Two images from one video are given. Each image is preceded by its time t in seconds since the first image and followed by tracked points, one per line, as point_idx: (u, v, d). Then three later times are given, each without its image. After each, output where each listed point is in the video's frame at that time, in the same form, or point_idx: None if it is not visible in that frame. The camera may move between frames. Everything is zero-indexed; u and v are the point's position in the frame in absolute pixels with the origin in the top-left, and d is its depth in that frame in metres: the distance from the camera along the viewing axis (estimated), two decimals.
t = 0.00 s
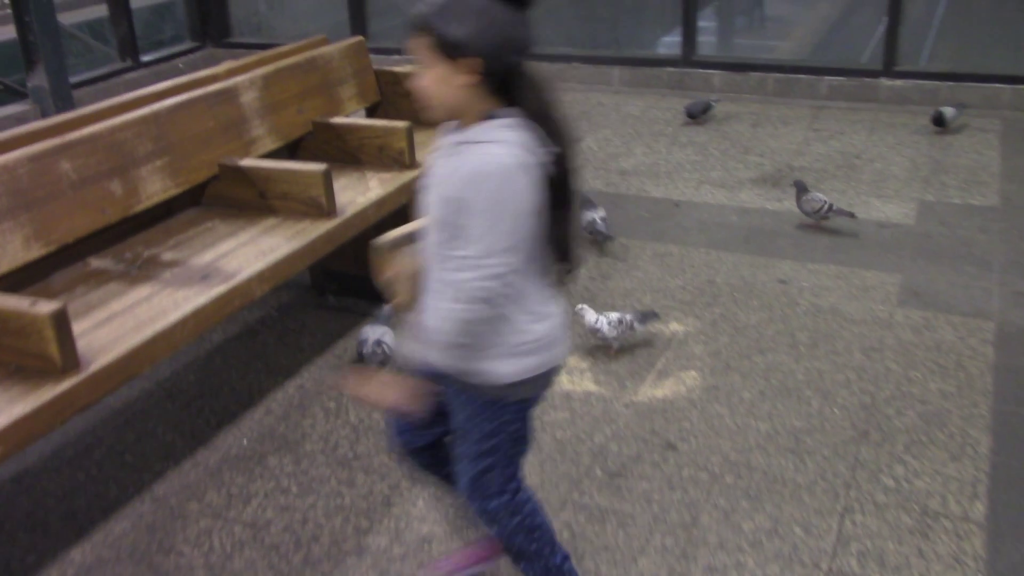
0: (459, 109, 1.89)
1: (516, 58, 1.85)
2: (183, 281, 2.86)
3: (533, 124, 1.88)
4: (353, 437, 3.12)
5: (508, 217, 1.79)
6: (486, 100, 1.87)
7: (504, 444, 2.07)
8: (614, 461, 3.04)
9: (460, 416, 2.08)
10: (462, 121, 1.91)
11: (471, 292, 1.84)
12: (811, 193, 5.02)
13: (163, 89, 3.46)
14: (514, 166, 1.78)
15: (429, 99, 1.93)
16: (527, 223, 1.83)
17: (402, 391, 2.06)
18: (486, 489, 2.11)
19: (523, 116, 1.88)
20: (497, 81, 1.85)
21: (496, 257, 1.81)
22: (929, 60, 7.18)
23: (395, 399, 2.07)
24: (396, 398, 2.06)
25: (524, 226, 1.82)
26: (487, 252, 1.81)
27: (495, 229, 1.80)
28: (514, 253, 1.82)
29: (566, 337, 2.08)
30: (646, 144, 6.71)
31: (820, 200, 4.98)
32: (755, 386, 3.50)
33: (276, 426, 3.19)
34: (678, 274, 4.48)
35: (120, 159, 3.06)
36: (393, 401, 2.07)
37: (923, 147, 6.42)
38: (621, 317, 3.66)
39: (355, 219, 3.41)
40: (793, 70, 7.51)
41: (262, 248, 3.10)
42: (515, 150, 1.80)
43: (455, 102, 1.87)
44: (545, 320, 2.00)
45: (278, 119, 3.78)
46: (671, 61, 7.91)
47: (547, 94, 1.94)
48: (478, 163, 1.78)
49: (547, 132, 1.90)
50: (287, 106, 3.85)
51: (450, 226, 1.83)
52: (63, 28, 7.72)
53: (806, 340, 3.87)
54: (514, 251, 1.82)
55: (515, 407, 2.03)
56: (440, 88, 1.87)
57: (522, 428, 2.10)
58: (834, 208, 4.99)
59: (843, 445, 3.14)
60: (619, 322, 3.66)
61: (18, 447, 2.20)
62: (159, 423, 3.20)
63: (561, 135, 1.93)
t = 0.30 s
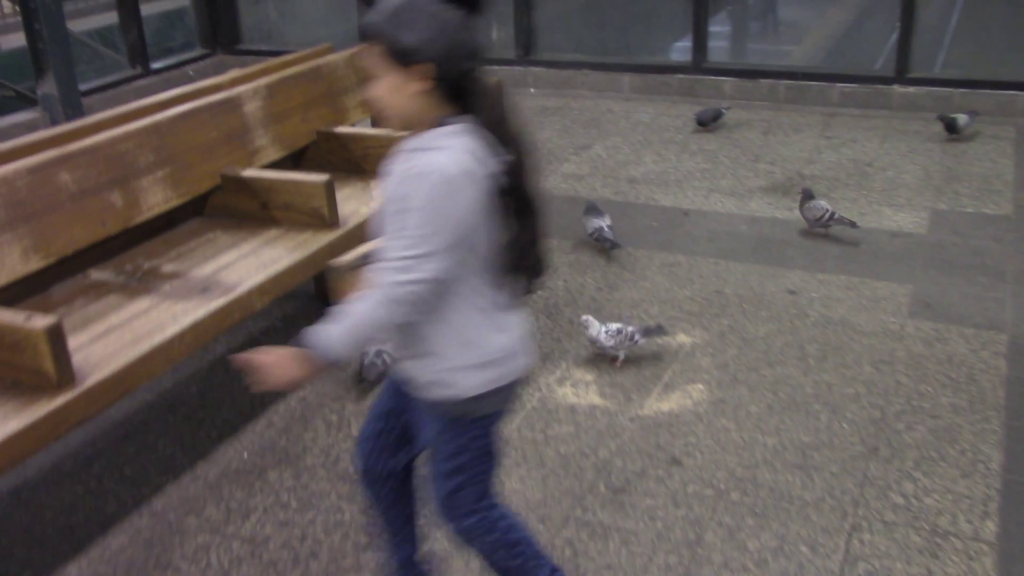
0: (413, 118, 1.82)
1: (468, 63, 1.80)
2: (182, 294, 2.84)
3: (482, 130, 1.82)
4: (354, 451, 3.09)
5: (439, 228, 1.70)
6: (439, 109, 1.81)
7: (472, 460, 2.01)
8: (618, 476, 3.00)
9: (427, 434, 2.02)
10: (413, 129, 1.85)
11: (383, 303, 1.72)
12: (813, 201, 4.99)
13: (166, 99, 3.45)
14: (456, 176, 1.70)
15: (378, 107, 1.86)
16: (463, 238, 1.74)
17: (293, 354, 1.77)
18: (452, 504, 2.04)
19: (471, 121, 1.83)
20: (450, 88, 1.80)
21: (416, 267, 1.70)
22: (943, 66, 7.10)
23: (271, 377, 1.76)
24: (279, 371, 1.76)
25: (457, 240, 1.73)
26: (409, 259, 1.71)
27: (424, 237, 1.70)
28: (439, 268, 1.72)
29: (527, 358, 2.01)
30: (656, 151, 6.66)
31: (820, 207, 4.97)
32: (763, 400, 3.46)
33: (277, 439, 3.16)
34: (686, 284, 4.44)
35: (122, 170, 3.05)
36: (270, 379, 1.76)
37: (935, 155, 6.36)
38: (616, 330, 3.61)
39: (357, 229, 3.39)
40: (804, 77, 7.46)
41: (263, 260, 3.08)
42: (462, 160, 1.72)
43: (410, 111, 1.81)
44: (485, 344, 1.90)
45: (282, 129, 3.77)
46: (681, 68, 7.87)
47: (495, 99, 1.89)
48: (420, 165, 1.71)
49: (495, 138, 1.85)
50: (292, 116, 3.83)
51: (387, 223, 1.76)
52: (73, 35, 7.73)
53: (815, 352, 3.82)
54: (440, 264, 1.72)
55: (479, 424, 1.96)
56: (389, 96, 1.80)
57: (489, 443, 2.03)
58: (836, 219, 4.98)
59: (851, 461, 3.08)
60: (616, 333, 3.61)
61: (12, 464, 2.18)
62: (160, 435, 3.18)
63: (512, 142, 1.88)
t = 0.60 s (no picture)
0: (367, 136, 1.79)
1: (421, 77, 1.77)
2: (179, 303, 2.82)
3: (435, 146, 1.79)
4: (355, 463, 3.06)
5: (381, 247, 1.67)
6: (395, 125, 1.77)
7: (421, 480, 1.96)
8: (620, 489, 2.95)
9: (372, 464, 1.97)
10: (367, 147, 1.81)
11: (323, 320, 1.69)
12: (813, 207, 4.96)
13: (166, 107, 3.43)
14: (401, 195, 1.66)
15: (331, 125, 1.82)
16: (407, 260, 1.70)
17: (243, 386, 1.74)
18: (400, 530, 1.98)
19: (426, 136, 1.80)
20: (405, 104, 1.77)
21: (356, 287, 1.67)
22: (956, 70, 7.02)
23: (223, 413, 1.74)
24: (231, 405, 1.74)
25: (401, 263, 1.69)
26: (351, 279, 1.68)
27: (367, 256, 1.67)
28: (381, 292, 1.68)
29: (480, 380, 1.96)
30: (664, 156, 6.62)
31: (821, 214, 4.93)
32: (769, 410, 3.41)
33: (276, 449, 3.13)
34: (692, 292, 4.40)
35: (121, 178, 3.03)
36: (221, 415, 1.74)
37: (946, 160, 6.30)
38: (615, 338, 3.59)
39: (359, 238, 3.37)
40: (814, 81, 7.41)
41: (262, 269, 3.05)
42: (412, 180, 1.69)
43: (366, 128, 1.77)
44: (434, 368, 1.86)
45: (283, 136, 3.76)
46: (690, 72, 7.82)
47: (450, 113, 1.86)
48: (369, 180, 1.68)
49: (450, 153, 1.80)
50: (294, 122, 3.81)
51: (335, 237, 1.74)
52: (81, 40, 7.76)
53: (822, 362, 3.77)
54: (382, 286, 1.68)
55: (425, 446, 1.92)
56: (343, 114, 1.77)
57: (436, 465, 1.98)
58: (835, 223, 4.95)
59: (858, 474, 3.03)
60: (614, 340, 3.59)
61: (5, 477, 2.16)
62: (158, 445, 3.15)
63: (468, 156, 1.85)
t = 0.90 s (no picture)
0: (321, 153, 1.75)
1: (373, 91, 1.73)
2: (176, 312, 2.81)
3: (390, 164, 1.74)
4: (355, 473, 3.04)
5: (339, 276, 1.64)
6: (351, 141, 1.74)
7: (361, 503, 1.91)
8: (623, 499, 2.91)
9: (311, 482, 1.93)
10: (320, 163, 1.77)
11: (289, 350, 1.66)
12: (813, 209, 4.97)
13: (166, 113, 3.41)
14: (353, 220, 1.63)
15: (286, 142, 1.78)
16: (368, 282, 1.67)
17: (232, 442, 1.75)
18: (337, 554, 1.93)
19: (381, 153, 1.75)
20: (359, 120, 1.73)
21: (316, 320, 1.64)
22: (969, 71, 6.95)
23: (225, 469, 1.75)
24: (228, 460, 1.75)
25: (361, 289, 1.66)
26: (311, 312, 1.65)
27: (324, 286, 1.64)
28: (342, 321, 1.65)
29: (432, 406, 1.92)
30: (673, 160, 6.57)
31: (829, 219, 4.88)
32: (776, 418, 3.36)
33: (277, 459, 3.11)
34: (698, 298, 4.35)
35: (119, 186, 3.01)
36: (223, 471, 1.75)
37: (958, 163, 6.23)
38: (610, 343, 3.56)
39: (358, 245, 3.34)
40: (824, 83, 7.35)
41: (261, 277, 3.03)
42: (363, 201, 1.65)
43: (319, 144, 1.73)
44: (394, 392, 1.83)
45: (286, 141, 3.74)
46: (700, 75, 7.76)
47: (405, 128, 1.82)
48: (319, 208, 1.64)
49: (406, 169, 1.76)
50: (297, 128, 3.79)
51: (290, 268, 1.71)
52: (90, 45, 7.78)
53: (829, 369, 3.72)
54: (342, 316, 1.65)
55: (367, 474, 1.89)
56: (296, 129, 1.73)
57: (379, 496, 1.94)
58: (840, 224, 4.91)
59: (865, 484, 2.98)
60: (612, 345, 3.56)
61: None
62: (157, 454, 3.13)
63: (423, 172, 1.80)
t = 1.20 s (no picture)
0: (230, 170, 1.68)
1: (284, 100, 1.67)
2: (162, 323, 2.77)
3: (306, 179, 1.70)
4: (346, 487, 2.99)
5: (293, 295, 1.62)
6: (264, 157, 1.68)
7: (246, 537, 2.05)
8: (618, 514, 2.86)
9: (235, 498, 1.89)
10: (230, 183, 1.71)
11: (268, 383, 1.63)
12: (807, 211, 4.89)
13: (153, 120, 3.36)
14: (293, 236, 1.62)
15: (196, 161, 1.72)
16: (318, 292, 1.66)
17: (285, 508, 1.67)
18: (230, 564, 2.10)
19: (296, 166, 1.70)
20: (270, 132, 1.67)
21: (290, 346, 1.61)
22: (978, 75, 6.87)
23: (295, 537, 1.69)
24: (297, 526, 1.68)
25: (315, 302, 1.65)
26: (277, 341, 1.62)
27: (284, 311, 1.61)
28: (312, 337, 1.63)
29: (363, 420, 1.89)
30: (677, 165, 6.51)
31: (817, 218, 4.83)
32: (775, 431, 3.30)
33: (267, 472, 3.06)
34: (699, 306, 4.29)
35: (106, 196, 2.97)
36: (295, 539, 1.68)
37: (967, 167, 6.14)
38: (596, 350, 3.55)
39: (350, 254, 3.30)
40: (831, 86, 7.26)
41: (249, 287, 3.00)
42: (293, 214, 1.64)
43: (231, 161, 1.67)
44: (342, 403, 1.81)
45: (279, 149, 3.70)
46: (705, 78, 7.69)
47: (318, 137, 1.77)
48: (251, 238, 1.60)
49: (322, 184, 1.71)
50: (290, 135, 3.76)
51: (231, 310, 1.66)
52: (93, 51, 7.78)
53: (831, 380, 3.65)
54: (310, 335, 1.64)
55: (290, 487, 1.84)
56: (206, 149, 1.67)
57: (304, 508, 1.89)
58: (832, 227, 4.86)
59: (866, 499, 2.92)
60: (597, 352, 3.55)
61: None
62: (146, 467, 3.09)
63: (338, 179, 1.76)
